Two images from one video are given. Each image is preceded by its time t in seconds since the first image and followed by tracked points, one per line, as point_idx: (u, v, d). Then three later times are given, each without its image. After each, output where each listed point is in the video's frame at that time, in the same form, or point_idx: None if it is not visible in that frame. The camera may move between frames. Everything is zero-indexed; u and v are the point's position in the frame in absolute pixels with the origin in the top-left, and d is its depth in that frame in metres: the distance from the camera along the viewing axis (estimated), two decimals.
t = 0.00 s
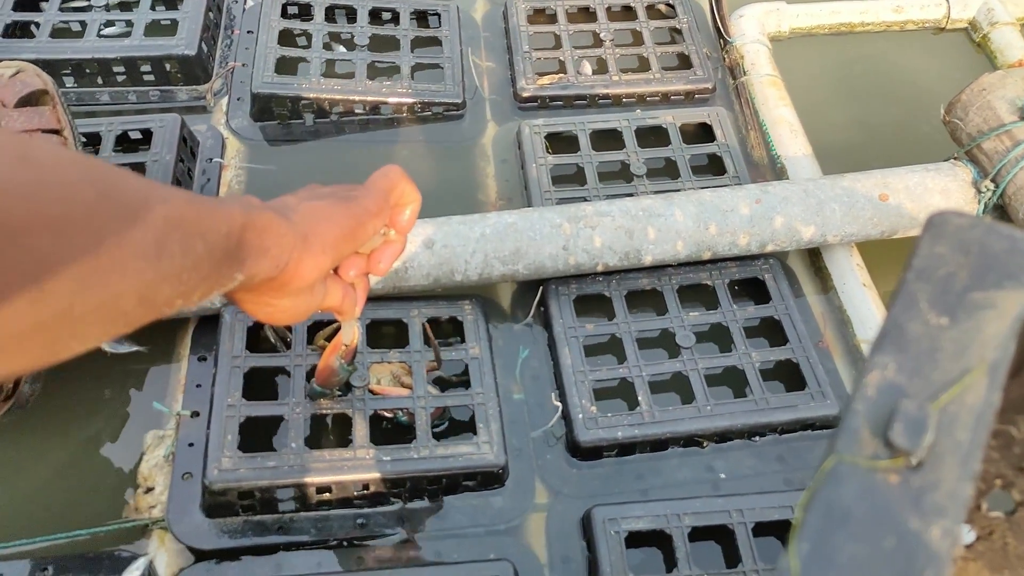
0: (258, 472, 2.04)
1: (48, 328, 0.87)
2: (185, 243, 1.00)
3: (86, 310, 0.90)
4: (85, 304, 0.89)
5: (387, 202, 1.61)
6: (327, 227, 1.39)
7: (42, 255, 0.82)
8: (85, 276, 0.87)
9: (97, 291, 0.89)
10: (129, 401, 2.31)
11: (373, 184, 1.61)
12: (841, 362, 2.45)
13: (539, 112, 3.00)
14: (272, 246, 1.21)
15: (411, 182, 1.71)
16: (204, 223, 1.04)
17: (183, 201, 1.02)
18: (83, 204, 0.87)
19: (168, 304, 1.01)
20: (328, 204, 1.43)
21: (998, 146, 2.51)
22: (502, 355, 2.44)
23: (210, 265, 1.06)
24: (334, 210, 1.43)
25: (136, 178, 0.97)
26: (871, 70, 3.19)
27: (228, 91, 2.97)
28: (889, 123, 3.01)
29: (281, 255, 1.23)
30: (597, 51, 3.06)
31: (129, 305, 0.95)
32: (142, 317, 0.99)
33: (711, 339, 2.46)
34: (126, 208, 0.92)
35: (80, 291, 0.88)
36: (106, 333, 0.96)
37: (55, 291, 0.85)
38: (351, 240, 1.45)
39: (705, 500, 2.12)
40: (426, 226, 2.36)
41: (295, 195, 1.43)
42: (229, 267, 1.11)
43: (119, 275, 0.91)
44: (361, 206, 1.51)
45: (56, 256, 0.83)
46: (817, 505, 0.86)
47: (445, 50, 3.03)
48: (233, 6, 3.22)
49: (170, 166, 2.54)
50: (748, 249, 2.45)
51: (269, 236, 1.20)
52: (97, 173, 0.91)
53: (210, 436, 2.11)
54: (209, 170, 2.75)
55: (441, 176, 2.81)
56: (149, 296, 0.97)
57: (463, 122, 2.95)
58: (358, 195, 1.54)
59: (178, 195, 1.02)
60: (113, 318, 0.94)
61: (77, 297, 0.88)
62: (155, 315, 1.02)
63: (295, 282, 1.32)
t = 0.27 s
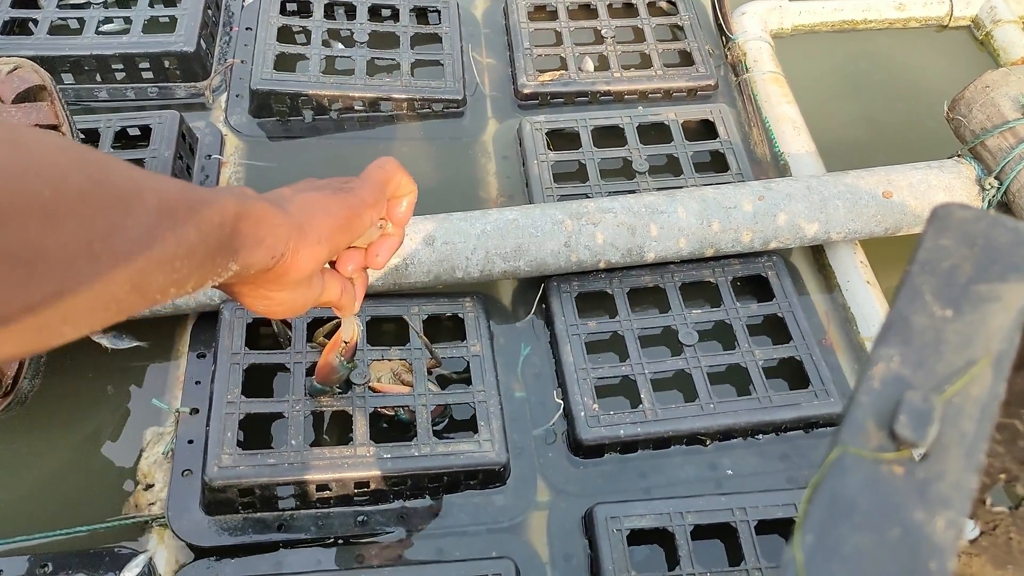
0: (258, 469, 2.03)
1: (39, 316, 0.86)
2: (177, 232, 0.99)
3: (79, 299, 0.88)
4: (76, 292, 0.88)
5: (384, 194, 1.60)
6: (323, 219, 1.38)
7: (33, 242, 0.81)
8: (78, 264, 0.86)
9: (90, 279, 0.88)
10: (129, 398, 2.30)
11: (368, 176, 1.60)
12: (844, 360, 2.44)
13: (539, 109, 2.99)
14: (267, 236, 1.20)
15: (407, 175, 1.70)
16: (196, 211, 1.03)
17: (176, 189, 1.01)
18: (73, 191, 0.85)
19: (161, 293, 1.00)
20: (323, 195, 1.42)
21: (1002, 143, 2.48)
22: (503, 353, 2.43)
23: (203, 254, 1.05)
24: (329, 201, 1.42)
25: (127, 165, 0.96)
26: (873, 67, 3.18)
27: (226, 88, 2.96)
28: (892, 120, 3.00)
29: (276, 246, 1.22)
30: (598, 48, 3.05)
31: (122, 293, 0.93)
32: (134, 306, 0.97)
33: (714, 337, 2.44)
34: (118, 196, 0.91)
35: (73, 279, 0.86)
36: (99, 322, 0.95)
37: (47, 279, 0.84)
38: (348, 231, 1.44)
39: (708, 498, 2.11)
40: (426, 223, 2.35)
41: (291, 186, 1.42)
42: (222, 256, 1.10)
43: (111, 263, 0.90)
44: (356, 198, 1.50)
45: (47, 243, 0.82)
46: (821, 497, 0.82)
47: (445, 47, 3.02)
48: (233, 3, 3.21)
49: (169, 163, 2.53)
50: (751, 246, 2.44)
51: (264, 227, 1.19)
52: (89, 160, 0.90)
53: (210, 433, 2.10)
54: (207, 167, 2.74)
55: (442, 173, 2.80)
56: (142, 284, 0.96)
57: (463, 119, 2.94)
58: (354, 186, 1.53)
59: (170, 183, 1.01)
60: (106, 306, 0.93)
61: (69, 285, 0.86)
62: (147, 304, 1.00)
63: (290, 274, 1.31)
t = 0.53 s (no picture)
0: (256, 468, 2.03)
1: (38, 308, 0.85)
2: (169, 224, 0.99)
3: (77, 290, 0.88)
4: (74, 283, 0.87)
5: (380, 188, 1.60)
6: (317, 214, 1.38)
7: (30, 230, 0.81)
8: (74, 253, 0.86)
9: (87, 269, 0.88)
10: (128, 397, 2.31)
11: (364, 171, 1.59)
12: (841, 359, 2.45)
13: (538, 109, 2.99)
14: (259, 231, 1.21)
15: (404, 170, 1.70)
16: (191, 205, 1.04)
17: (167, 182, 1.01)
18: (67, 181, 0.86)
19: (157, 286, 1.00)
20: (318, 191, 1.43)
21: (999, 143, 2.50)
22: (500, 353, 2.44)
23: (197, 247, 1.05)
24: (324, 196, 1.43)
25: (121, 159, 0.97)
26: (872, 67, 3.19)
27: (226, 88, 2.97)
28: (890, 121, 3.01)
29: (270, 240, 1.24)
30: (597, 48, 3.05)
31: (119, 284, 0.93)
32: (131, 300, 0.97)
33: (711, 336, 2.45)
34: (110, 187, 0.91)
35: (70, 269, 0.86)
36: (96, 316, 0.94)
37: (44, 268, 0.83)
38: (342, 226, 1.45)
39: (704, 497, 2.12)
40: (424, 223, 2.36)
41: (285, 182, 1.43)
42: (216, 250, 1.10)
43: (107, 253, 0.90)
44: (352, 193, 1.50)
45: (43, 232, 0.82)
46: (809, 494, 0.83)
47: (443, 47, 3.03)
48: (232, 3, 3.22)
49: (168, 163, 2.54)
50: (748, 246, 2.45)
51: (256, 221, 1.20)
52: (80, 152, 0.90)
53: (208, 432, 2.10)
54: (207, 167, 2.75)
55: (440, 173, 2.80)
56: (138, 276, 0.95)
57: (462, 119, 2.95)
58: (349, 181, 1.53)
59: (164, 177, 1.02)
60: (103, 298, 0.92)
61: (67, 275, 0.86)
62: (143, 298, 1.00)
63: (286, 268, 1.32)
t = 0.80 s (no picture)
0: (256, 466, 2.03)
1: (34, 298, 0.85)
2: (168, 214, 0.99)
3: (74, 280, 0.88)
4: (72, 273, 0.87)
5: (381, 182, 1.60)
6: (318, 207, 1.38)
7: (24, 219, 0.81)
8: (72, 243, 0.86)
9: (85, 259, 0.88)
10: (127, 394, 2.31)
11: (364, 165, 1.58)
12: (841, 358, 2.45)
13: (537, 107, 2.99)
14: (258, 223, 1.20)
15: (404, 163, 1.68)
16: (190, 196, 1.04)
17: (167, 173, 1.01)
18: (63, 170, 0.85)
19: (156, 277, 0.99)
20: (318, 184, 1.43)
21: (999, 142, 2.49)
22: (499, 351, 2.44)
23: (197, 238, 1.04)
24: (324, 189, 1.42)
25: (119, 149, 0.96)
26: (872, 66, 3.19)
27: (225, 86, 2.97)
28: (890, 120, 3.01)
29: (269, 233, 1.24)
30: (596, 47, 3.05)
31: (118, 275, 0.93)
32: (130, 290, 0.97)
33: (711, 334, 2.45)
34: (108, 177, 0.91)
35: (68, 259, 0.86)
36: (95, 307, 0.94)
37: (40, 258, 0.83)
38: (343, 220, 1.45)
39: (703, 496, 2.12)
40: (423, 221, 2.36)
41: (286, 175, 1.43)
42: (216, 241, 1.10)
43: (105, 243, 0.89)
44: (353, 186, 1.50)
45: (38, 221, 0.82)
46: (809, 489, 0.82)
47: (443, 45, 3.03)
48: (232, 2, 3.22)
49: (168, 161, 2.54)
50: (748, 244, 2.45)
51: (255, 213, 1.19)
52: (78, 142, 0.90)
53: (207, 430, 2.10)
54: (206, 165, 2.75)
55: (440, 172, 2.80)
56: (137, 266, 0.95)
57: (461, 117, 2.95)
58: (350, 174, 1.53)
59: (162, 167, 1.01)
60: (102, 289, 0.92)
61: (64, 265, 0.86)
62: (142, 289, 1.00)
63: (286, 261, 1.32)
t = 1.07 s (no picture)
0: (260, 470, 2.03)
1: (45, 301, 0.85)
2: (180, 217, 0.98)
3: (85, 283, 0.87)
4: (83, 276, 0.87)
5: (391, 184, 1.59)
6: (328, 209, 1.38)
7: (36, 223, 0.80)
8: (84, 246, 0.85)
9: (97, 262, 0.87)
10: (131, 398, 2.31)
11: (374, 167, 1.58)
12: (845, 361, 2.45)
13: (540, 109, 2.99)
14: (268, 225, 1.20)
15: (415, 166, 1.68)
16: (201, 198, 1.03)
17: (179, 175, 1.00)
18: (75, 173, 0.85)
19: (167, 279, 0.99)
20: (328, 186, 1.42)
21: (1003, 145, 2.48)
22: (503, 354, 2.43)
23: (208, 241, 1.04)
24: (334, 191, 1.42)
25: (131, 152, 0.96)
26: (874, 68, 3.19)
27: (228, 88, 2.96)
28: (893, 122, 3.01)
29: (280, 235, 1.24)
30: (599, 49, 3.05)
31: (128, 278, 0.92)
32: (140, 293, 0.96)
33: (714, 337, 2.45)
34: (120, 179, 0.91)
35: (80, 262, 0.86)
36: (106, 310, 0.93)
37: (51, 261, 0.83)
38: (353, 221, 1.45)
39: (707, 499, 2.12)
40: (426, 224, 2.35)
41: (297, 176, 1.42)
42: (227, 244, 1.09)
43: (117, 246, 0.89)
44: (363, 188, 1.49)
45: (50, 225, 0.82)
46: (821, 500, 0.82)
47: (446, 47, 3.03)
48: (234, 4, 3.22)
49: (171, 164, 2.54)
50: (751, 247, 2.44)
51: (265, 215, 1.19)
52: (91, 145, 0.90)
53: (211, 435, 2.10)
54: (209, 168, 2.75)
55: (442, 174, 2.80)
56: (148, 269, 0.95)
57: (464, 120, 2.95)
58: (359, 175, 1.52)
59: (174, 169, 1.01)
60: (113, 292, 0.92)
61: (76, 268, 0.85)
62: (153, 291, 0.99)
63: (295, 263, 1.32)
